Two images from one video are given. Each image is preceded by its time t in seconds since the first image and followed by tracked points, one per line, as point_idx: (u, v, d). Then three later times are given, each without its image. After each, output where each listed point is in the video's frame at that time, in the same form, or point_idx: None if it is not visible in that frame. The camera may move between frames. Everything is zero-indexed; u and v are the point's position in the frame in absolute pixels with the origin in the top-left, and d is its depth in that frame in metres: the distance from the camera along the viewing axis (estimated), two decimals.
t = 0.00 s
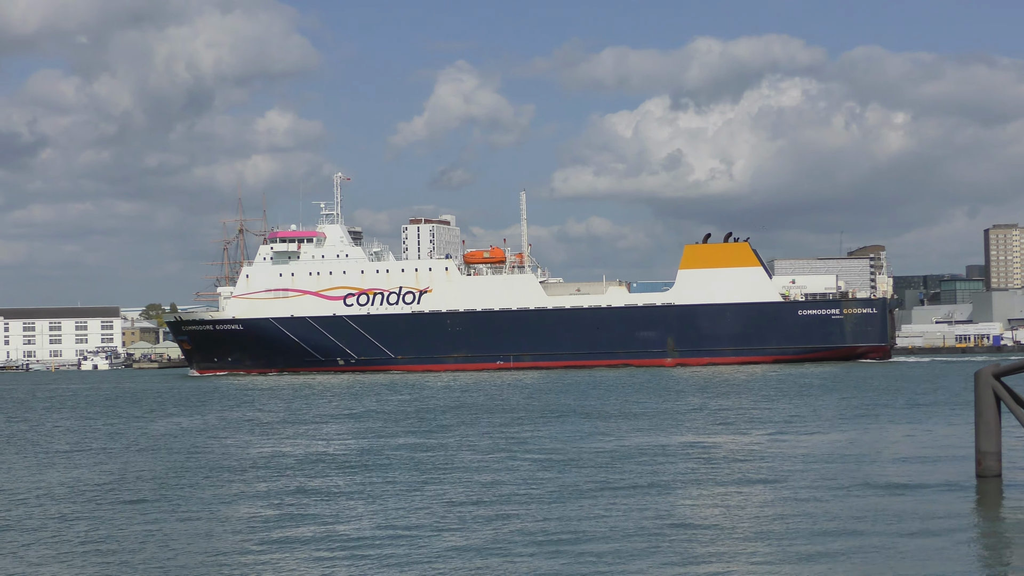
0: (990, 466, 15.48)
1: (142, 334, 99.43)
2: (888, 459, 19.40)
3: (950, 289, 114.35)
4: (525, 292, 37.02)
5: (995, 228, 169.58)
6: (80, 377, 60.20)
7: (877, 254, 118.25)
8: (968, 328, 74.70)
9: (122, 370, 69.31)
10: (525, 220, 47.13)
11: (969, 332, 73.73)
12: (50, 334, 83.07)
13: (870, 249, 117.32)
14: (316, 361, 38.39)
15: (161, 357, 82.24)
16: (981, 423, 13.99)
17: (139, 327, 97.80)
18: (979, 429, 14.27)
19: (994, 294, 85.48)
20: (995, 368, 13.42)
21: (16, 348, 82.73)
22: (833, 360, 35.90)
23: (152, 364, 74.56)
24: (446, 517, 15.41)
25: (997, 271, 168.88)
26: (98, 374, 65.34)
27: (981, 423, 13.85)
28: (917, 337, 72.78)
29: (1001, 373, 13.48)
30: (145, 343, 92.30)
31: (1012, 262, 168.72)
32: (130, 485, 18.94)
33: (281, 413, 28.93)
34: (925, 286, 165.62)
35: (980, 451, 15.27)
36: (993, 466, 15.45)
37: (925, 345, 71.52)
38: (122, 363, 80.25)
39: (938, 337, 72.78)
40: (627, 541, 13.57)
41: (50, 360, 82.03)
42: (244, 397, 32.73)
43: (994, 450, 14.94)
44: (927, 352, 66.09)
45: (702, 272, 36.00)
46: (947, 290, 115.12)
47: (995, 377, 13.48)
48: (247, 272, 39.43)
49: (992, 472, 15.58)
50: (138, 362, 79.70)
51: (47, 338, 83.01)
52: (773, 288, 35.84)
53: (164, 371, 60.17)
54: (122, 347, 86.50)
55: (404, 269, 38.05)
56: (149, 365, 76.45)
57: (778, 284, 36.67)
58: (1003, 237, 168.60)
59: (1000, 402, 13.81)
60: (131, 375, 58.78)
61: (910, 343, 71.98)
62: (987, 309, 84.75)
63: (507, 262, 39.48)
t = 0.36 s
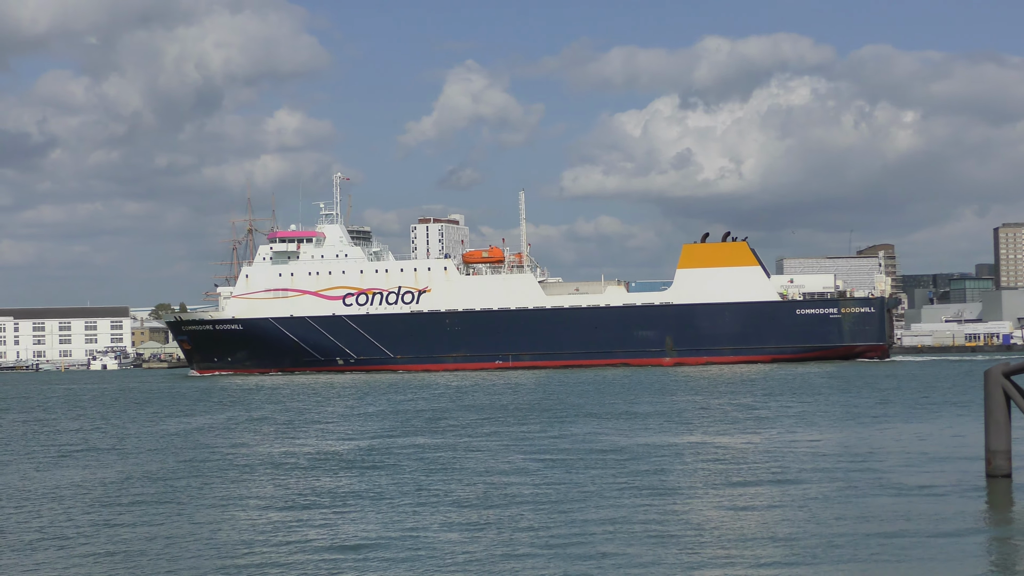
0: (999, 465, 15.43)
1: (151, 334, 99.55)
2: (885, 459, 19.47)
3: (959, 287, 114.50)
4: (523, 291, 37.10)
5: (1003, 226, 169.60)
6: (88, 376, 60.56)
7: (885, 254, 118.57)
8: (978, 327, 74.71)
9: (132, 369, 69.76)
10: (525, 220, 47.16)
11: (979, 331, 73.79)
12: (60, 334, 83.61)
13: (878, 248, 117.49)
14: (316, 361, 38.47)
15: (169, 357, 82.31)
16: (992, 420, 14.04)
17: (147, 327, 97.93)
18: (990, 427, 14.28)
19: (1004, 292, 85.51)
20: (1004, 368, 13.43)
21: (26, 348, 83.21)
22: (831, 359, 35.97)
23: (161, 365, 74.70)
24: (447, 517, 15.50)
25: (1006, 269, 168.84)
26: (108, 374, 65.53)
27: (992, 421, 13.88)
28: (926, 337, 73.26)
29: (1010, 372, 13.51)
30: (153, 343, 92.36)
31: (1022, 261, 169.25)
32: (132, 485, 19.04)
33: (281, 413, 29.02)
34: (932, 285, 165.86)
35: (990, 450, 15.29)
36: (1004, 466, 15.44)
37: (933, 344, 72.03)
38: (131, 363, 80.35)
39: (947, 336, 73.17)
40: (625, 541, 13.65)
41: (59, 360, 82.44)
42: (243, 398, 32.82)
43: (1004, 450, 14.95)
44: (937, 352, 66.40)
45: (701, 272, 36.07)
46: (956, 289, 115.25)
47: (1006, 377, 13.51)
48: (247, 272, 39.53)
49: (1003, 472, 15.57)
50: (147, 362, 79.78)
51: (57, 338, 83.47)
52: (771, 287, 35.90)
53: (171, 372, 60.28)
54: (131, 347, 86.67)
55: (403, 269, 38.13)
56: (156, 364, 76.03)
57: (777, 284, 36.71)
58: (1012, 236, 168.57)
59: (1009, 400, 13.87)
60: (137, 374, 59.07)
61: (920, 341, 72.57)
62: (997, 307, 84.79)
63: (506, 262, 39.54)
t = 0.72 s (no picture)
0: (1009, 465, 15.49)
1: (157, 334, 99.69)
2: (880, 459, 19.53)
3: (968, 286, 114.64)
4: (521, 291, 37.17)
5: (1011, 226, 169.70)
6: (96, 375, 60.89)
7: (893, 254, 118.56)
8: (986, 327, 74.74)
9: (141, 368, 70.02)
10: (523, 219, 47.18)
11: (987, 331, 73.88)
12: (68, 333, 84.01)
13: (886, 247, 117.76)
14: (314, 360, 38.53)
15: (177, 356, 82.42)
16: (1000, 422, 14.07)
17: (154, 327, 98.08)
18: (998, 428, 14.34)
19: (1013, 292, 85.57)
20: (1014, 367, 13.67)
21: (35, 346, 83.52)
22: (828, 359, 36.04)
23: (169, 364, 74.85)
24: (444, 517, 15.57)
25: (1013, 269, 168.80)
26: (116, 373, 65.74)
27: (1001, 423, 13.97)
28: (934, 336, 73.34)
29: (1018, 373, 13.71)
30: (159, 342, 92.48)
31: None
32: (131, 484, 19.15)
33: (279, 413, 29.09)
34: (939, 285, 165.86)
35: (998, 450, 15.33)
36: (1012, 466, 15.48)
37: (941, 343, 71.98)
38: (138, 362, 80.46)
39: (955, 335, 73.17)
40: (621, 541, 13.72)
41: (68, 358, 82.62)
42: (241, 397, 32.89)
43: (1013, 449, 14.99)
44: (947, 351, 66.35)
45: (698, 271, 36.14)
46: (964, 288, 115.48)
47: (1014, 376, 13.68)
48: (245, 272, 39.61)
49: (1011, 473, 15.59)
50: (154, 361, 79.78)
51: (65, 337, 83.77)
52: (768, 287, 35.96)
53: (176, 371, 60.39)
54: (138, 346, 86.84)
55: (401, 268, 38.20)
56: (165, 365, 75.06)
57: (774, 284, 36.69)
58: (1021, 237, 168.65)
59: (1018, 402, 13.94)
60: (143, 374, 59.32)
61: (928, 341, 72.70)
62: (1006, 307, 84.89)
63: (504, 262, 39.60)
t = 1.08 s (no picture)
0: (1012, 465, 15.41)
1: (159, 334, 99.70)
2: (868, 459, 19.54)
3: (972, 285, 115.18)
4: (514, 291, 37.19)
5: (1015, 225, 169.67)
6: (98, 375, 61.04)
7: (897, 254, 118.36)
8: (989, 327, 74.67)
9: (143, 368, 70.06)
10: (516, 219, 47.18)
11: (991, 330, 73.87)
12: (72, 333, 84.23)
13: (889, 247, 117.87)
14: (308, 360, 38.55)
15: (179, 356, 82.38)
16: (1003, 422, 14.12)
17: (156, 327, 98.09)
18: (1001, 426, 14.34)
19: (1016, 292, 85.51)
20: (1017, 366, 13.70)
21: (38, 346, 83.68)
22: (820, 358, 36.05)
23: (172, 364, 74.86)
24: (431, 517, 15.60)
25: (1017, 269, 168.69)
26: (119, 373, 65.82)
27: (1004, 421, 13.97)
28: (938, 336, 73.27)
29: (1022, 372, 13.75)
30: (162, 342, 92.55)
31: None
32: (121, 484, 19.17)
33: (271, 413, 29.11)
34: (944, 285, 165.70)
35: (1001, 449, 15.26)
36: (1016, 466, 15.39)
37: (945, 343, 71.86)
38: (140, 362, 80.53)
39: (959, 335, 73.08)
40: (604, 541, 13.75)
41: (71, 358, 82.69)
42: (235, 398, 32.90)
43: (1016, 448, 14.95)
44: (951, 351, 66.24)
45: (691, 271, 36.17)
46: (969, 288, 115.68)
47: (1018, 375, 13.71)
48: (240, 272, 39.61)
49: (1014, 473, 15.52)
50: (157, 361, 79.63)
51: (69, 336, 84.04)
52: (761, 287, 35.98)
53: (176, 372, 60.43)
54: (142, 346, 86.87)
55: (395, 268, 38.22)
56: (169, 365, 74.60)
57: (766, 284, 36.86)
58: None
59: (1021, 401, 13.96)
60: (144, 374, 59.38)
61: (932, 340, 72.68)
62: (1009, 306, 84.83)
63: (497, 261, 39.61)
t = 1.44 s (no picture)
0: (1002, 462, 15.43)
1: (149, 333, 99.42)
2: (841, 457, 19.57)
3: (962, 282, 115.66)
4: (495, 289, 37.17)
5: (1005, 222, 170.43)
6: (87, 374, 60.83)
7: (887, 251, 118.58)
8: (978, 325, 74.99)
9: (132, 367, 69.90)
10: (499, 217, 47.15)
11: (980, 327, 74.20)
12: (62, 332, 83.96)
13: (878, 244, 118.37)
14: (289, 359, 38.43)
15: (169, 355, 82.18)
16: (993, 419, 14.06)
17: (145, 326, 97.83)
18: (990, 424, 14.35)
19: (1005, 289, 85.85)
20: (1007, 364, 13.68)
21: (28, 345, 83.33)
22: (800, 356, 36.15)
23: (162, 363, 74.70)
24: (397, 516, 15.52)
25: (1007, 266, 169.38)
26: (108, 372, 65.65)
27: (994, 419, 13.98)
28: (928, 333, 73.41)
29: (1013, 369, 13.73)
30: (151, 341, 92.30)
31: None
32: (91, 484, 19.02)
33: (249, 413, 28.98)
34: (936, 283, 166.07)
35: (991, 447, 15.28)
36: (1006, 463, 15.41)
37: (935, 341, 71.96)
38: (130, 361, 80.31)
39: (949, 332, 73.26)
40: (571, 540, 13.72)
41: (61, 357, 82.35)
42: (215, 397, 32.76)
43: (1006, 446, 14.97)
44: (941, 347, 66.50)
45: (671, 269, 36.20)
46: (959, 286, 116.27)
47: (1008, 372, 13.70)
48: (221, 271, 39.43)
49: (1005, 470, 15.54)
50: (147, 359, 79.39)
51: (59, 335, 83.84)
52: (741, 284, 36.04)
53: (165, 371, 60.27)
54: (131, 345, 86.64)
55: (376, 267, 38.12)
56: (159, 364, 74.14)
57: (746, 281, 36.67)
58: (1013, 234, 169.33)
59: (1011, 397, 13.95)
60: (132, 373, 59.21)
61: (922, 338, 72.95)
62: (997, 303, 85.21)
63: (478, 260, 39.58)
